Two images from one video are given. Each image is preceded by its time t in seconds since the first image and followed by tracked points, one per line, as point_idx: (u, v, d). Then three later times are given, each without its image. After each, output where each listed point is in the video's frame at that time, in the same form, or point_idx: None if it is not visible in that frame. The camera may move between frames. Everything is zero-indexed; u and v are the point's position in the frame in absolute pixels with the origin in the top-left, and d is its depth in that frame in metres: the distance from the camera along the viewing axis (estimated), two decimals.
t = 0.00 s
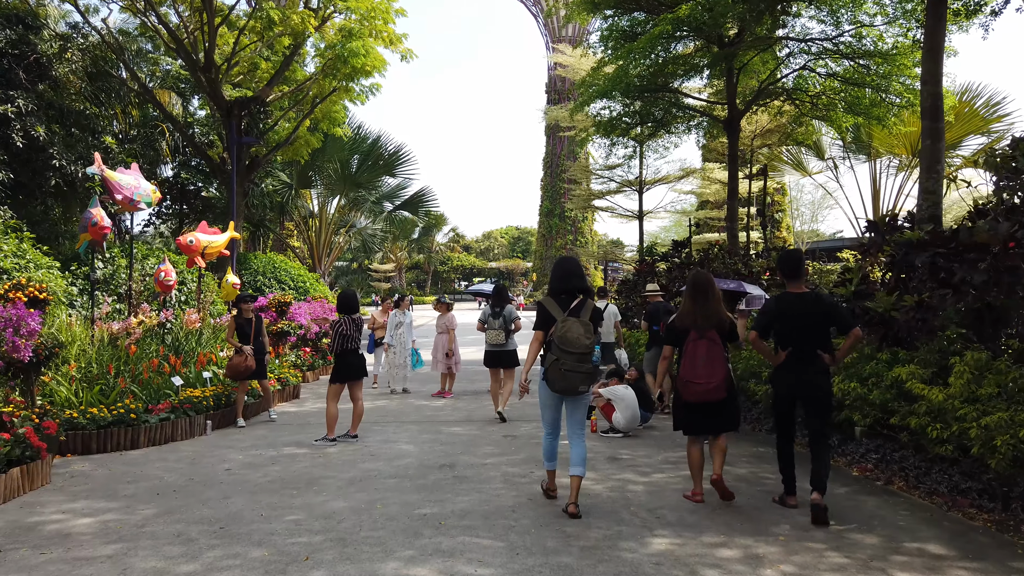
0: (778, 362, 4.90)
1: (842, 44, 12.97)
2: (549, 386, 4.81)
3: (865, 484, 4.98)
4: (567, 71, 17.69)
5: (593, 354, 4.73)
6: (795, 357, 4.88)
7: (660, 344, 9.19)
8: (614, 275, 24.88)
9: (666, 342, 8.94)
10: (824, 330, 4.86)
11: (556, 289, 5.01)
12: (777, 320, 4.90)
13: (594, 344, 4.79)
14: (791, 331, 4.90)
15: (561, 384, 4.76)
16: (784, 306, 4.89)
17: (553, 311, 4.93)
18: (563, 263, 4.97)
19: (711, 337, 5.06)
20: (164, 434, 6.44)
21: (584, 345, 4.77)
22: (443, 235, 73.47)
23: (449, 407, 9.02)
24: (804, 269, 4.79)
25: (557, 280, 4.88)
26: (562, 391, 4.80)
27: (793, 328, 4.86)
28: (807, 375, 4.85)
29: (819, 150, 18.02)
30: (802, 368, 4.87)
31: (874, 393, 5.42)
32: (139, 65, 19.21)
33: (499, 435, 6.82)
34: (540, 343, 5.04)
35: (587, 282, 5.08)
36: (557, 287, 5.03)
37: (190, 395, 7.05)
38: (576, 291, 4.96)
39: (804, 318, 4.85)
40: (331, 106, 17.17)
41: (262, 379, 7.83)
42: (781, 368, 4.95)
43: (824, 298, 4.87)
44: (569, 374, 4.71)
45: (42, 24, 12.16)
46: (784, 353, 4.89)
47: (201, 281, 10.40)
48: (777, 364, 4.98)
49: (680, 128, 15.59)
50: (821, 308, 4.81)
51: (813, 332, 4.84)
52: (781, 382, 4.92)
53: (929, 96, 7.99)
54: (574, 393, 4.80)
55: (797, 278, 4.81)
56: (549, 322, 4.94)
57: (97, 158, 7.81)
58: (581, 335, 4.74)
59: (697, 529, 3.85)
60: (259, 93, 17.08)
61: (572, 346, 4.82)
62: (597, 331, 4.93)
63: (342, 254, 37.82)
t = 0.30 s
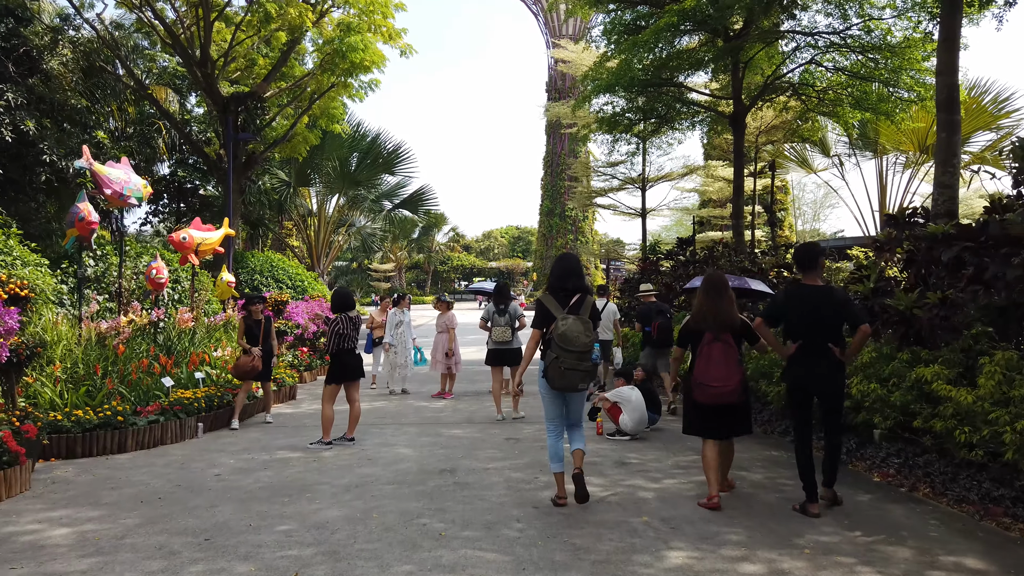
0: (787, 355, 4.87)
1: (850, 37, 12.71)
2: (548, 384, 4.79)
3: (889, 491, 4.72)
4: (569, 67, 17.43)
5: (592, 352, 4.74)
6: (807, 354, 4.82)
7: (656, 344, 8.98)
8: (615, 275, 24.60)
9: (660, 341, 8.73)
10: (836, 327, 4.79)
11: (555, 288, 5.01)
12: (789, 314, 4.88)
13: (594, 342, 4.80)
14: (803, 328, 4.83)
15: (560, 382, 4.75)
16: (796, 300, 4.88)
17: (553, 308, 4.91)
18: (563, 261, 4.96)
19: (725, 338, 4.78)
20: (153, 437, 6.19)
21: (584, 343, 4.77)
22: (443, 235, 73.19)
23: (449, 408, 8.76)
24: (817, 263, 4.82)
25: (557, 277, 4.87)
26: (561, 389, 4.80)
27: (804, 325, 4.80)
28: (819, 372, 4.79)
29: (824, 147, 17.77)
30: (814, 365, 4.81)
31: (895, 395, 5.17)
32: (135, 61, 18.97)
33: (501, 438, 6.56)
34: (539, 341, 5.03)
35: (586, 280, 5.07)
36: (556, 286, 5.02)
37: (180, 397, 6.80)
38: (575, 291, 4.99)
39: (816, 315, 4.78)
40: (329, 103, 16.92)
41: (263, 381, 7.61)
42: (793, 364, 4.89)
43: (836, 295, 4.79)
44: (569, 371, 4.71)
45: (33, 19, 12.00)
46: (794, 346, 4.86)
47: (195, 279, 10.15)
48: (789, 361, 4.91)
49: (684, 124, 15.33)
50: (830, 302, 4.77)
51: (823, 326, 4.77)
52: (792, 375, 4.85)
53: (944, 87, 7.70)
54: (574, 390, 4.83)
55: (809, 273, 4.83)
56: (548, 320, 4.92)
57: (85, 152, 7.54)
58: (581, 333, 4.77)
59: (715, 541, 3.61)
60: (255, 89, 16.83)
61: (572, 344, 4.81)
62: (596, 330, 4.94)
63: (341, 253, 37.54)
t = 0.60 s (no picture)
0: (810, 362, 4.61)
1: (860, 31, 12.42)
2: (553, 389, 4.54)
3: (916, 502, 4.46)
4: (571, 63, 17.14)
5: (598, 355, 4.47)
6: (828, 359, 4.58)
7: (651, 341, 8.75)
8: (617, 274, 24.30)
9: (654, 337, 8.53)
10: (858, 332, 4.53)
11: (558, 290, 4.76)
12: (809, 318, 4.62)
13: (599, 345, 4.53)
14: (824, 333, 4.58)
15: (564, 386, 4.49)
16: (815, 305, 4.62)
17: (556, 311, 4.69)
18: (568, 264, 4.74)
19: (747, 335, 4.76)
20: (140, 443, 5.93)
21: (589, 346, 4.51)
22: (443, 235, 72.84)
23: (449, 411, 8.49)
24: (838, 266, 4.56)
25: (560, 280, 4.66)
26: (567, 394, 4.54)
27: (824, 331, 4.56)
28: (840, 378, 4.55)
29: (831, 144, 17.49)
30: (834, 372, 4.56)
31: (917, 399, 4.91)
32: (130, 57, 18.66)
33: (504, 444, 6.29)
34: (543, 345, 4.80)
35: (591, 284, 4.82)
36: (560, 289, 4.79)
37: (170, 401, 6.53)
38: (579, 291, 4.73)
39: (837, 321, 4.53)
40: (328, 100, 16.65)
41: (261, 382, 7.36)
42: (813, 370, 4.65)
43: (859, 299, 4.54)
44: (573, 375, 4.45)
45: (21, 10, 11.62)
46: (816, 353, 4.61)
47: (187, 278, 9.88)
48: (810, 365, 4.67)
49: (689, 121, 15.04)
50: (853, 305, 4.54)
51: (845, 331, 4.54)
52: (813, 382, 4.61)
53: (963, 78, 7.40)
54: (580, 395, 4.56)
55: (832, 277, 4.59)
56: (551, 323, 4.68)
57: (71, 146, 7.26)
58: (585, 335, 4.51)
59: (737, 560, 3.35)
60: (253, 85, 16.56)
61: (577, 347, 4.55)
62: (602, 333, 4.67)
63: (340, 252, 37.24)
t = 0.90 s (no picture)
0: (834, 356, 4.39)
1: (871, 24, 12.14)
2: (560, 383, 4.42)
3: (948, 511, 4.21)
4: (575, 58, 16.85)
5: (606, 348, 4.32)
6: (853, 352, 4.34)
7: (649, 341, 8.56)
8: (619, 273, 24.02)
9: (653, 336, 8.35)
10: (883, 323, 4.30)
11: (566, 282, 4.58)
12: (829, 313, 4.41)
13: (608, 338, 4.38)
14: (848, 324, 4.35)
15: (571, 381, 4.36)
16: (838, 296, 4.41)
17: (563, 306, 4.52)
18: (576, 257, 4.57)
19: (757, 335, 4.52)
20: (128, 446, 5.66)
21: (596, 340, 4.35)
22: (443, 234, 72.52)
23: (451, 412, 8.22)
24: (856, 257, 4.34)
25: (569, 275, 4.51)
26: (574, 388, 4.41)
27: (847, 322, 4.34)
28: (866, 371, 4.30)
29: (838, 140, 17.23)
30: (859, 364, 4.32)
31: (948, 399, 4.67)
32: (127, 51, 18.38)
33: (508, 447, 6.02)
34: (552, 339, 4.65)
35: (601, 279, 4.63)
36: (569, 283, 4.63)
37: (161, 402, 6.28)
38: (588, 284, 4.53)
39: (860, 312, 4.31)
40: (327, 95, 16.37)
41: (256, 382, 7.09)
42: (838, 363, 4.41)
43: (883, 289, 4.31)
44: (580, 369, 4.31)
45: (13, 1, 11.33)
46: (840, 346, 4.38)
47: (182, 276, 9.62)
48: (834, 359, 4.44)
49: (695, 115, 14.75)
50: (875, 296, 4.31)
51: (869, 324, 4.31)
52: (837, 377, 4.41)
53: (983, 68, 7.05)
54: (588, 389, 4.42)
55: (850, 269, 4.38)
56: (559, 318, 4.53)
57: (59, 137, 7.00)
58: (593, 329, 4.34)
59: None
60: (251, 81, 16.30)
61: (585, 340, 4.40)
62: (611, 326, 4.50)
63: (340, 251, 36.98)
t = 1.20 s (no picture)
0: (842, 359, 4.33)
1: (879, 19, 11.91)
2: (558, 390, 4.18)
3: (977, 524, 3.98)
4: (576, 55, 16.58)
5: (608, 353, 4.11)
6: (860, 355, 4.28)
7: (647, 340, 8.32)
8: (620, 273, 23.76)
9: (651, 337, 8.13)
10: (891, 326, 4.20)
11: (563, 288, 4.39)
12: (837, 317, 4.37)
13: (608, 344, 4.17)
14: (855, 328, 4.28)
15: (571, 387, 4.12)
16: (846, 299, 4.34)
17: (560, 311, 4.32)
18: (573, 262, 4.40)
19: (763, 331, 4.29)
20: (113, 454, 5.41)
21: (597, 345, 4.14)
22: (442, 234, 72.23)
23: (451, 416, 7.97)
24: (865, 260, 4.27)
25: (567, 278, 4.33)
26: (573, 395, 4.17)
27: (854, 326, 4.27)
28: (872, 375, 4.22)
29: (842, 138, 17.01)
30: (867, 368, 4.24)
31: (975, 405, 4.40)
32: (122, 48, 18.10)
33: (510, 454, 5.77)
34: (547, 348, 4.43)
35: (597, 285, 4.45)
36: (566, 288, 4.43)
37: (149, 407, 6.04)
38: (585, 290, 4.34)
39: (868, 314, 4.23)
40: (324, 91, 16.14)
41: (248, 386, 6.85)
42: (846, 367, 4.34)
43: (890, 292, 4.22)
44: (580, 374, 4.07)
45: None
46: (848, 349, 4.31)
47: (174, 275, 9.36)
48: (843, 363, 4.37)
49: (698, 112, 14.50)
50: (882, 299, 4.22)
51: (876, 326, 4.22)
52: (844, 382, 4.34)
53: (1000, 61, 6.73)
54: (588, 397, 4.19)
55: (858, 272, 4.31)
56: (555, 324, 4.31)
57: (44, 131, 6.75)
58: (593, 334, 4.14)
59: None
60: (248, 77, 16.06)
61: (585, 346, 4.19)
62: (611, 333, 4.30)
63: (339, 251, 36.69)
